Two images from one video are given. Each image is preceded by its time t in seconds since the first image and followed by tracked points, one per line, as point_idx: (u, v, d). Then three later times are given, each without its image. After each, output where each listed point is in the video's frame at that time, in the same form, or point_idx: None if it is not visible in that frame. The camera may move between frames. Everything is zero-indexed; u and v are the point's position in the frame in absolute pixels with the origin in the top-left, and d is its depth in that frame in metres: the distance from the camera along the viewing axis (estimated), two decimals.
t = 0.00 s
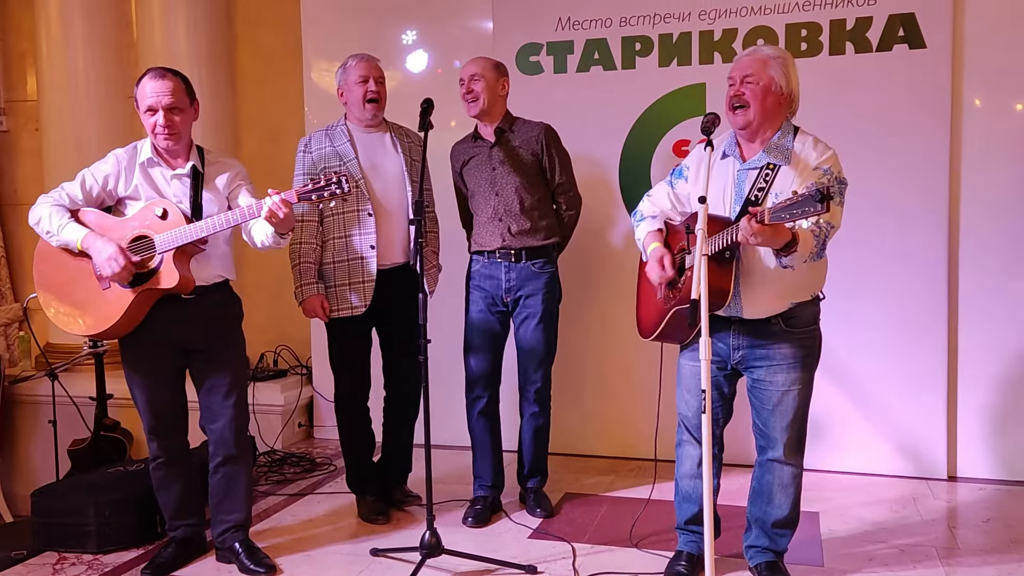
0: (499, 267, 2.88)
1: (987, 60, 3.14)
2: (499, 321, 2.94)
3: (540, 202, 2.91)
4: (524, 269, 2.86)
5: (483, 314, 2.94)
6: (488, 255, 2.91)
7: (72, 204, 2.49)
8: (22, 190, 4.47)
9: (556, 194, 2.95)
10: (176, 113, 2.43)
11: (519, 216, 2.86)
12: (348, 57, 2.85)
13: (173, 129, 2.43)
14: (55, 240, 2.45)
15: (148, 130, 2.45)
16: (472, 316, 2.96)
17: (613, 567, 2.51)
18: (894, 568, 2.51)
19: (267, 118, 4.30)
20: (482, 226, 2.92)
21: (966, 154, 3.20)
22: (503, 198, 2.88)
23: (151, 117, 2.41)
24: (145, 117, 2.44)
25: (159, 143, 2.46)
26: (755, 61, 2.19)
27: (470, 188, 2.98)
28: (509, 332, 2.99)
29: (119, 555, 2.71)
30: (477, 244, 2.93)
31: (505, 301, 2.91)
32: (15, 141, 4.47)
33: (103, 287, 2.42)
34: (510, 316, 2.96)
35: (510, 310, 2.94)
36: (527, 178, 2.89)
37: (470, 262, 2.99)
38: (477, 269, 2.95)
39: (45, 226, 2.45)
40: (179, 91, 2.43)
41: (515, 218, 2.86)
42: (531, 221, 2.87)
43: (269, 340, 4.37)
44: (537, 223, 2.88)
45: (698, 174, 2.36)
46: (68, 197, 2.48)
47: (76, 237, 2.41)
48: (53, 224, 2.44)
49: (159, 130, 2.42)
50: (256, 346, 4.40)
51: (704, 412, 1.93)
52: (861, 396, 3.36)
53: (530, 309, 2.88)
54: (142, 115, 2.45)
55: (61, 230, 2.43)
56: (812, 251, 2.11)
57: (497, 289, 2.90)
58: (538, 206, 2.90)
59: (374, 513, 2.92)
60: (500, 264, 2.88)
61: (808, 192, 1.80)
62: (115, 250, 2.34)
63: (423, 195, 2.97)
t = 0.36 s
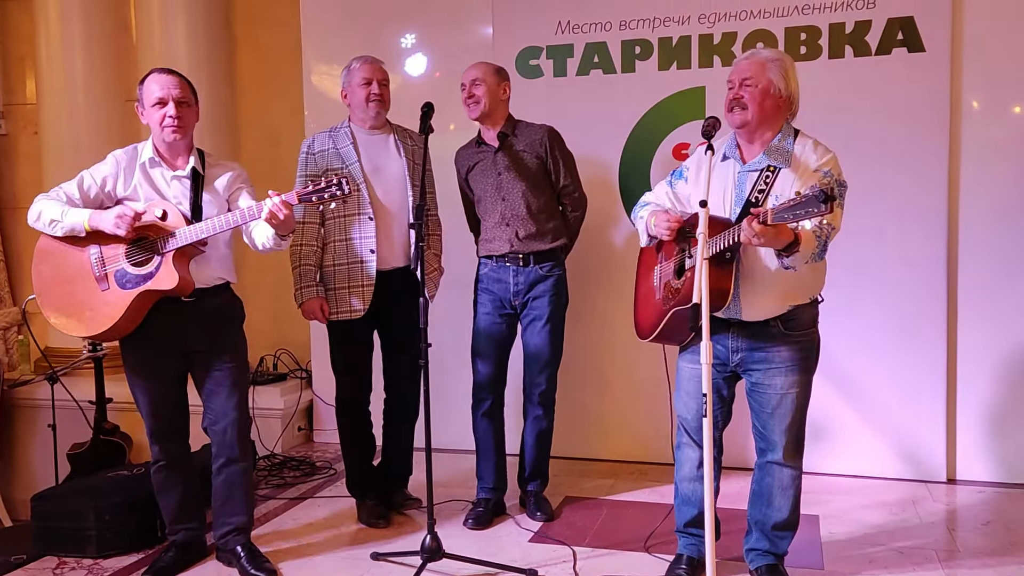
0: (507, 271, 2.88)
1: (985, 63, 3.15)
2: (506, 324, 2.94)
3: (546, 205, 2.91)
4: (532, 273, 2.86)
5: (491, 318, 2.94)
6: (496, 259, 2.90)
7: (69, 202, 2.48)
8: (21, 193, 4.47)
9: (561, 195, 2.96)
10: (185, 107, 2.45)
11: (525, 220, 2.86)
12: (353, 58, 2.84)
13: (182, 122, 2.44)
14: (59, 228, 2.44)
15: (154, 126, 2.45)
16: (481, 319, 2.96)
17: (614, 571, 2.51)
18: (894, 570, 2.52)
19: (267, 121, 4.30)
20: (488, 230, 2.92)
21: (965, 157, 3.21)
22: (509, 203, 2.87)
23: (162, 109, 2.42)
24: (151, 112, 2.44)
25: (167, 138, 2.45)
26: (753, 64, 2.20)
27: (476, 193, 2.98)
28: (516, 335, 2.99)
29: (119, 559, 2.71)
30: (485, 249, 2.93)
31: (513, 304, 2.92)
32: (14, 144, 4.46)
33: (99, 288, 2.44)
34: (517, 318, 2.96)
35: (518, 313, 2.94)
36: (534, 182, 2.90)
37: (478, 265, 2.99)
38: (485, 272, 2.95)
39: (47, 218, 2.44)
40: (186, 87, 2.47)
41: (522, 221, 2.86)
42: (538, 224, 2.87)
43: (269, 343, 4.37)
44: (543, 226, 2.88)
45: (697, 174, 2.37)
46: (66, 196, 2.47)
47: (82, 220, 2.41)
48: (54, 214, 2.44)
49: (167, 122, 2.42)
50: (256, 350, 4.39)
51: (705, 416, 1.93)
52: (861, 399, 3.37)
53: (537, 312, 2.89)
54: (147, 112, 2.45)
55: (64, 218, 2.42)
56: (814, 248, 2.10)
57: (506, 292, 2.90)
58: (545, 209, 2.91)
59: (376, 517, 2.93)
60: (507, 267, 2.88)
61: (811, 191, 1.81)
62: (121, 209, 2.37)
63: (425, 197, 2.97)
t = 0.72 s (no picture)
0: (499, 271, 2.88)
1: (982, 62, 3.15)
2: (499, 325, 2.94)
3: (538, 205, 2.91)
4: (524, 273, 2.86)
5: (484, 319, 2.94)
6: (488, 260, 2.90)
7: (69, 205, 2.47)
8: (19, 197, 4.47)
9: (553, 196, 2.97)
10: (187, 106, 2.47)
11: (518, 220, 2.85)
12: (359, 61, 2.86)
13: (184, 119, 2.45)
14: (58, 234, 2.45)
15: (155, 124, 2.46)
16: (473, 319, 2.96)
17: (612, 572, 2.51)
18: (893, 569, 2.51)
19: (264, 123, 4.30)
20: (481, 231, 2.92)
21: (962, 156, 3.20)
22: (501, 203, 2.87)
23: (165, 106, 2.43)
24: (154, 110, 2.45)
25: (168, 136, 2.46)
26: (758, 63, 2.19)
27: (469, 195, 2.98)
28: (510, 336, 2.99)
29: (117, 562, 2.70)
30: (477, 249, 2.93)
31: (506, 305, 2.91)
32: (12, 148, 4.46)
33: (99, 290, 2.44)
34: (510, 320, 2.96)
35: (510, 314, 2.94)
36: (527, 182, 2.90)
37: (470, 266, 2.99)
38: (478, 273, 2.94)
39: (46, 222, 2.44)
40: (189, 88, 2.49)
41: (514, 222, 2.85)
42: (530, 224, 2.87)
43: (267, 346, 4.37)
44: (536, 226, 2.88)
45: (696, 173, 2.37)
46: (65, 200, 2.46)
47: (81, 229, 2.41)
48: (54, 219, 2.44)
49: (172, 118, 2.43)
50: (254, 352, 4.39)
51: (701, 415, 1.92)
52: (859, 398, 3.36)
53: (531, 313, 2.89)
54: (150, 110, 2.46)
55: (64, 223, 2.43)
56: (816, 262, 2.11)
57: (498, 294, 2.90)
58: (538, 210, 2.91)
59: (374, 519, 2.93)
60: (500, 268, 2.88)
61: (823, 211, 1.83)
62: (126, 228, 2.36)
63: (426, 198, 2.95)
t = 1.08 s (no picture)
0: (493, 270, 2.88)
1: (980, 59, 3.15)
2: (492, 326, 2.94)
3: (532, 203, 2.91)
4: (518, 272, 2.86)
5: (476, 318, 2.93)
6: (481, 259, 2.90)
7: (70, 206, 2.47)
8: (18, 199, 4.48)
9: (546, 196, 2.97)
10: (194, 112, 2.47)
11: (511, 218, 2.86)
12: (365, 61, 2.86)
13: (189, 126, 2.46)
14: (52, 246, 2.44)
15: (160, 128, 2.46)
16: (467, 321, 2.95)
17: (611, 570, 2.51)
18: (891, 566, 2.52)
19: (263, 124, 4.31)
20: (474, 230, 2.91)
21: (960, 154, 3.20)
22: (495, 202, 2.87)
23: (171, 111, 2.44)
24: (160, 114, 2.45)
25: (172, 141, 2.46)
26: (760, 63, 2.19)
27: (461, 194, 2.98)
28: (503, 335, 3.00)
29: (116, 564, 2.71)
30: (469, 248, 2.93)
31: (499, 305, 2.91)
32: (11, 150, 4.47)
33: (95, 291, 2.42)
34: (503, 321, 2.96)
35: (504, 314, 2.94)
36: (519, 179, 2.90)
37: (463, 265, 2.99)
38: (471, 272, 2.94)
39: (43, 231, 2.44)
40: (196, 93, 2.49)
41: (508, 220, 2.86)
42: (524, 222, 2.87)
43: (266, 346, 4.38)
44: (530, 225, 2.89)
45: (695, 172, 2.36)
46: (67, 202, 2.46)
47: (71, 247, 2.41)
48: (49, 231, 2.43)
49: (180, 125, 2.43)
50: (253, 353, 4.40)
51: (696, 413, 1.90)
52: (858, 395, 3.36)
53: (523, 314, 2.89)
54: (156, 114, 2.46)
55: (57, 238, 2.42)
56: (807, 265, 2.13)
57: (490, 293, 2.90)
58: (531, 208, 2.91)
59: (372, 514, 2.94)
60: (493, 268, 2.88)
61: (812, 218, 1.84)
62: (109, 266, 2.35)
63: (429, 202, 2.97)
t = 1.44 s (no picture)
0: (495, 269, 2.88)
1: (981, 55, 3.14)
2: (494, 324, 2.94)
3: (534, 202, 2.91)
4: (520, 271, 2.86)
5: (478, 317, 2.93)
6: (483, 257, 2.90)
7: (73, 205, 2.48)
8: (21, 199, 4.49)
9: (549, 194, 2.97)
10: (194, 115, 2.47)
11: (514, 217, 2.86)
12: (373, 62, 2.87)
13: (189, 128, 2.46)
14: (60, 236, 2.45)
15: (161, 129, 2.46)
16: (469, 319, 2.95)
17: (613, 568, 2.51)
18: (893, 564, 2.51)
19: (264, 124, 4.31)
20: (476, 228, 2.91)
21: (962, 150, 3.19)
22: (497, 200, 2.88)
23: (172, 114, 2.44)
24: (160, 116, 2.45)
25: (173, 142, 2.47)
26: (747, 59, 2.19)
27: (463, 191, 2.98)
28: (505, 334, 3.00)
29: (120, 563, 2.72)
30: (471, 247, 2.93)
31: (501, 304, 2.91)
32: (13, 151, 4.48)
33: (99, 289, 2.45)
34: (505, 319, 2.96)
35: (506, 313, 2.94)
36: (522, 178, 2.90)
37: (465, 264, 2.99)
38: (472, 272, 2.94)
39: (50, 224, 2.45)
40: (197, 94, 2.49)
41: (511, 219, 2.86)
42: (526, 221, 2.87)
43: (269, 346, 4.38)
44: (532, 223, 2.88)
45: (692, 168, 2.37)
46: (69, 201, 2.47)
47: (82, 231, 2.42)
48: (57, 221, 2.44)
49: (179, 126, 2.43)
50: (256, 352, 4.40)
51: (698, 411, 1.92)
52: (860, 392, 3.36)
53: (527, 312, 2.89)
54: (157, 115, 2.47)
55: (65, 226, 2.43)
56: (810, 261, 2.10)
57: (493, 292, 2.90)
58: (534, 207, 2.91)
59: (375, 516, 2.93)
60: (495, 266, 2.87)
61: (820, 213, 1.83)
62: (122, 229, 2.35)
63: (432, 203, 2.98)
